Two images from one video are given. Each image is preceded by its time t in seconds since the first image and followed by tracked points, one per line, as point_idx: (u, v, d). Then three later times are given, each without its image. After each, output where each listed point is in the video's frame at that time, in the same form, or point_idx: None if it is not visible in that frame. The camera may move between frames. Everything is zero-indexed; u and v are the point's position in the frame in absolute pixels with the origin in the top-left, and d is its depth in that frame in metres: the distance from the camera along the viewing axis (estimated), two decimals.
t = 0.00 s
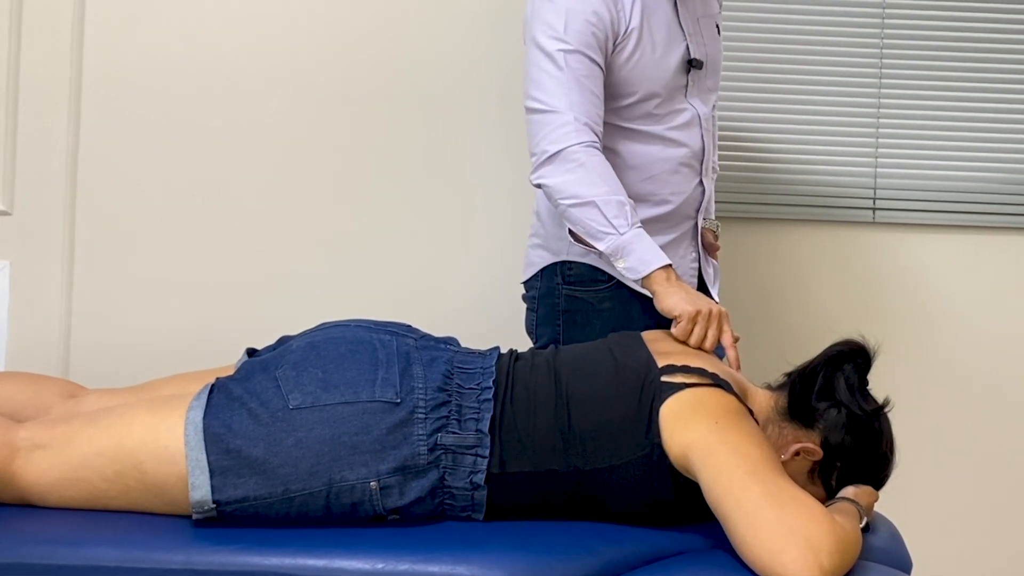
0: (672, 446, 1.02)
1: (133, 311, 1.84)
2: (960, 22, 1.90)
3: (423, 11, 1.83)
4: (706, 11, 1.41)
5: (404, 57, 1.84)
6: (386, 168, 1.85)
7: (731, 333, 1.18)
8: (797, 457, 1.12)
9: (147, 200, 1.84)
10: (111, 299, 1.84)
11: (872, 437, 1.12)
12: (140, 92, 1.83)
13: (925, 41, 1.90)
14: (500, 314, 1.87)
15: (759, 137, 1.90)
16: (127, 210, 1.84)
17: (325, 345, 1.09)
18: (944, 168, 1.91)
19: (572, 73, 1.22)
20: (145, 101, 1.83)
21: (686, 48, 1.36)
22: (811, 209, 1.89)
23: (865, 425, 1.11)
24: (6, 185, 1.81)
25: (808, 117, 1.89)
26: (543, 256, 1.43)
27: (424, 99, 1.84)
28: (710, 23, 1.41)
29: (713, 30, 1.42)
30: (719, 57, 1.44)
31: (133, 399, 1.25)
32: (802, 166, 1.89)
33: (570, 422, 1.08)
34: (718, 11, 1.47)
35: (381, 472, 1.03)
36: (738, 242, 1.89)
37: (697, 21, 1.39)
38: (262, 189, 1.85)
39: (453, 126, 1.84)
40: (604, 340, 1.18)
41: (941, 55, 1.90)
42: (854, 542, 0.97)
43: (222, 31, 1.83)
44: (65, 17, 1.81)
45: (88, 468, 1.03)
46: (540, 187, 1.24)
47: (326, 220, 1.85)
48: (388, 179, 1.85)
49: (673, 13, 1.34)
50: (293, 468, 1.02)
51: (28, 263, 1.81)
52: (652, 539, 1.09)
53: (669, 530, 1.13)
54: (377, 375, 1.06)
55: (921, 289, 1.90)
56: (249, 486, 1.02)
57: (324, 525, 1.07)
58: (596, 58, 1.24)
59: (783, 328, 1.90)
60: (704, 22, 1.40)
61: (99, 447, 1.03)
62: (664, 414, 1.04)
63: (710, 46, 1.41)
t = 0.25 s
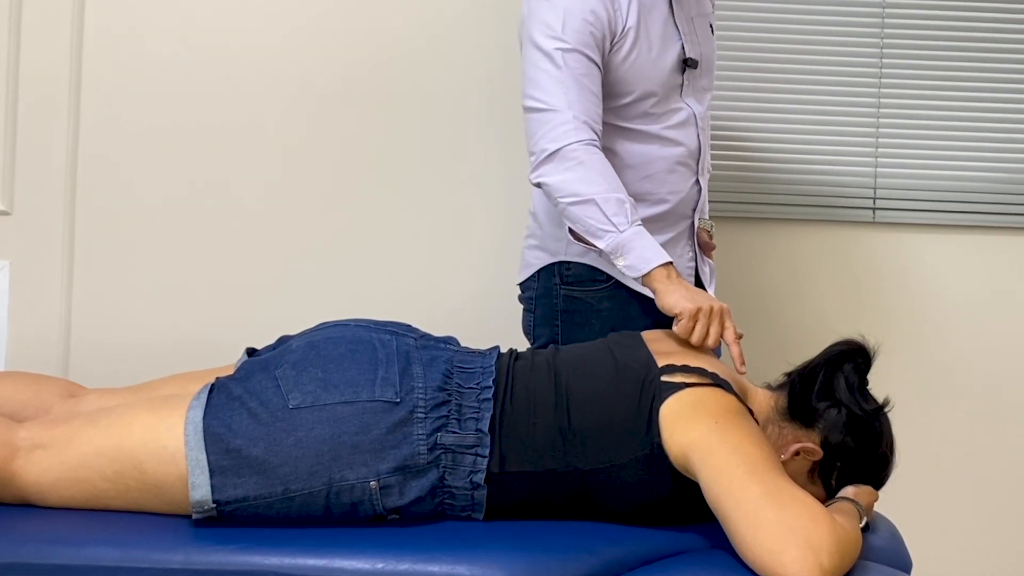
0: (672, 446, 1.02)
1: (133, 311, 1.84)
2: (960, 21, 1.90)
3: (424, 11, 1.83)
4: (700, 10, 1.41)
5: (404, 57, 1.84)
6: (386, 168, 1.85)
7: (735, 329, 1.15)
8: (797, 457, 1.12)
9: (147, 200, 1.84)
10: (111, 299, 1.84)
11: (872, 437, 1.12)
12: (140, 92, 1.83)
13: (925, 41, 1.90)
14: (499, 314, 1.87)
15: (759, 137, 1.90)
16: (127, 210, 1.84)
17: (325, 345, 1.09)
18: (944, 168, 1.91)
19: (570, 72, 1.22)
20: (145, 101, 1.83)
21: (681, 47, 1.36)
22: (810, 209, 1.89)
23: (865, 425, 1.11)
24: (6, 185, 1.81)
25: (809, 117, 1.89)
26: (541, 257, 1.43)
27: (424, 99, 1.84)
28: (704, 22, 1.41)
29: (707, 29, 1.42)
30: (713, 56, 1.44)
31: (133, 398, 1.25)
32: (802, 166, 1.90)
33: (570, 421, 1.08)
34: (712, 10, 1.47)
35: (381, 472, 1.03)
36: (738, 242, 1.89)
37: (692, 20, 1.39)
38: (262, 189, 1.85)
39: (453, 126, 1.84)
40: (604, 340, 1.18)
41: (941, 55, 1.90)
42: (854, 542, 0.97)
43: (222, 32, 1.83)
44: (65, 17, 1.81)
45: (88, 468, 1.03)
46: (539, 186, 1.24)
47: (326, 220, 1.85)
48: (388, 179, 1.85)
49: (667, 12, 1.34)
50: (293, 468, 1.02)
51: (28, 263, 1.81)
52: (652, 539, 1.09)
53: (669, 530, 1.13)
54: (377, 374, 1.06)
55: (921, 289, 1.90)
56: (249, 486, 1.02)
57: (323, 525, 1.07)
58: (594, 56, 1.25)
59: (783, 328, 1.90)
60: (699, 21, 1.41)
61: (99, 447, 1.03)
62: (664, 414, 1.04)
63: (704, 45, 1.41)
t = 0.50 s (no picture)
0: (672, 446, 1.02)
1: (132, 311, 1.84)
2: (959, 21, 1.90)
3: (424, 11, 1.83)
4: (697, 10, 1.41)
5: (404, 57, 1.84)
6: (386, 168, 1.85)
7: (740, 334, 1.14)
8: (797, 457, 1.12)
9: (147, 200, 1.84)
10: (111, 299, 1.84)
11: (872, 437, 1.12)
12: (140, 92, 1.83)
13: (925, 40, 1.90)
14: (499, 314, 1.87)
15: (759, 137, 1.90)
16: (127, 210, 1.84)
17: (324, 344, 1.09)
18: (943, 167, 1.91)
19: (577, 71, 1.22)
20: (145, 101, 1.83)
21: (678, 47, 1.36)
22: (810, 209, 1.89)
23: (865, 424, 1.11)
24: (6, 185, 1.81)
25: (808, 116, 1.89)
26: (538, 257, 1.43)
27: (424, 99, 1.84)
28: (700, 21, 1.41)
29: (703, 29, 1.42)
30: (709, 55, 1.44)
31: (133, 398, 1.25)
32: (802, 166, 1.90)
33: (570, 420, 1.08)
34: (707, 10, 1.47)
35: (381, 471, 1.03)
36: (738, 242, 1.89)
37: (688, 19, 1.39)
38: (262, 189, 1.85)
39: (453, 126, 1.84)
40: (603, 339, 1.18)
41: (940, 54, 1.90)
42: (854, 542, 0.97)
43: (222, 32, 1.83)
44: (65, 17, 1.81)
45: (88, 468, 1.03)
46: (549, 185, 1.23)
47: (326, 220, 1.85)
48: (388, 179, 1.85)
49: (666, 11, 1.35)
50: (293, 467, 1.02)
51: (28, 263, 1.81)
52: (652, 538, 1.09)
53: (669, 530, 1.13)
54: (377, 373, 1.06)
55: (921, 288, 1.90)
56: (249, 485, 1.02)
57: (323, 525, 1.07)
58: (598, 56, 1.25)
59: (783, 327, 1.90)
60: (696, 21, 1.41)
61: (98, 446, 1.03)
62: (664, 413, 1.04)
63: (701, 44, 1.41)
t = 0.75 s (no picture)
0: (672, 445, 1.02)
1: (132, 311, 1.84)
2: (960, 21, 1.90)
3: (424, 11, 1.83)
4: (695, 10, 1.41)
5: (404, 57, 1.84)
6: (386, 168, 1.85)
7: (737, 340, 1.15)
8: (797, 456, 1.12)
9: (147, 200, 1.84)
10: (111, 299, 1.84)
11: (872, 437, 1.12)
12: (140, 92, 1.83)
13: (925, 40, 1.90)
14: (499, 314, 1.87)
15: (759, 137, 1.90)
16: (127, 210, 1.84)
17: (324, 343, 1.09)
18: (943, 167, 1.91)
19: (579, 71, 1.22)
20: (145, 101, 1.83)
21: (678, 47, 1.36)
22: (810, 209, 1.89)
23: (865, 424, 1.11)
24: (6, 184, 1.81)
25: (808, 116, 1.89)
26: (538, 257, 1.42)
27: (424, 99, 1.84)
28: (699, 21, 1.42)
29: (702, 29, 1.42)
30: (707, 54, 1.44)
31: (133, 397, 1.25)
32: (802, 166, 1.90)
33: (570, 420, 1.08)
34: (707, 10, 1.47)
35: (381, 470, 1.03)
36: (738, 241, 1.89)
37: (688, 19, 1.39)
38: (262, 189, 1.85)
39: (453, 125, 1.84)
40: (604, 339, 1.18)
41: (941, 54, 1.90)
42: (854, 541, 0.97)
43: (222, 32, 1.83)
44: (66, 17, 1.81)
45: (88, 468, 1.03)
46: (551, 185, 1.23)
47: (326, 220, 1.85)
48: (388, 178, 1.85)
49: (665, 11, 1.35)
50: (293, 466, 1.02)
51: (28, 263, 1.81)
52: (652, 538, 1.09)
53: (669, 529, 1.13)
54: (377, 372, 1.06)
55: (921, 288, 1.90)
56: (249, 485, 1.02)
57: (323, 524, 1.07)
58: (599, 56, 1.25)
59: (783, 327, 1.90)
60: (695, 21, 1.41)
61: (98, 445, 1.03)
62: (664, 413, 1.04)
63: (699, 45, 1.42)
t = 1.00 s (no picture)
0: (672, 445, 1.02)
1: (132, 311, 1.84)
2: (960, 20, 1.91)
3: (424, 11, 1.83)
4: (695, 10, 1.41)
5: (404, 57, 1.84)
6: (386, 168, 1.85)
7: (736, 341, 1.15)
8: (797, 456, 1.12)
9: (147, 200, 1.84)
10: (111, 299, 1.84)
11: (872, 436, 1.12)
12: (140, 92, 1.83)
13: (925, 40, 1.90)
14: (499, 314, 1.87)
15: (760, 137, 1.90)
16: (127, 210, 1.84)
17: (324, 343, 1.09)
18: (943, 166, 1.91)
19: (579, 71, 1.22)
20: (145, 101, 1.83)
21: (678, 47, 1.36)
22: (810, 208, 1.89)
23: (865, 424, 1.11)
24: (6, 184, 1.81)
25: (808, 116, 1.90)
26: (539, 256, 1.43)
27: (424, 99, 1.84)
28: (699, 21, 1.42)
29: (702, 29, 1.42)
30: (708, 54, 1.44)
31: (133, 397, 1.25)
32: (802, 166, 1.90)
33: (570, 419, 1.08)
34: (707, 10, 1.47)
35: (381, 470, 1.03)
36: (738, 241, 1.89)
37: (688, 19, 1.39)
38: (262, 189, 1.85)
39: (453, 125, 1.84)
40: (604, 338, 1.18)
41: (940, 53, 1.90)
42: (854, 541, 0.97)
43: (222, 32, 1.83)
44: (66, 17, 1.81)
45: (88, 467, 1.03)
46: (551, 184, 1.23)
47: (326, 219, 1.85)
48: (388, 178, 1.85)
49: (665, 11, 1.35)
50: (293, 466, 1.02)
51: (28, 262, 1.81)
52: (652, 537, 1.09)
53: (669, 529, 1.13)
54: (376, 372, 1.06)
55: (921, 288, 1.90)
56: (249, 484, 1.02)
57: (323, 523, 1.07)
58: (599, 56, 1.25)
59: (783, 327, 1.90)
60: (695, 21, 1.41)
61: (98, 445, 1.03)
62: (663, 412, 1.04)
63: (699, 44, 1.42)
